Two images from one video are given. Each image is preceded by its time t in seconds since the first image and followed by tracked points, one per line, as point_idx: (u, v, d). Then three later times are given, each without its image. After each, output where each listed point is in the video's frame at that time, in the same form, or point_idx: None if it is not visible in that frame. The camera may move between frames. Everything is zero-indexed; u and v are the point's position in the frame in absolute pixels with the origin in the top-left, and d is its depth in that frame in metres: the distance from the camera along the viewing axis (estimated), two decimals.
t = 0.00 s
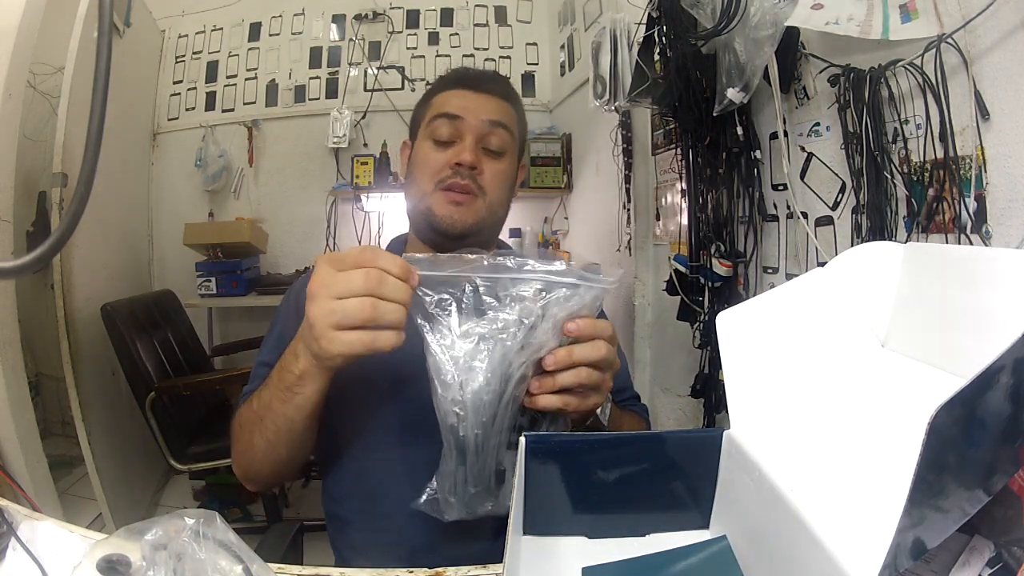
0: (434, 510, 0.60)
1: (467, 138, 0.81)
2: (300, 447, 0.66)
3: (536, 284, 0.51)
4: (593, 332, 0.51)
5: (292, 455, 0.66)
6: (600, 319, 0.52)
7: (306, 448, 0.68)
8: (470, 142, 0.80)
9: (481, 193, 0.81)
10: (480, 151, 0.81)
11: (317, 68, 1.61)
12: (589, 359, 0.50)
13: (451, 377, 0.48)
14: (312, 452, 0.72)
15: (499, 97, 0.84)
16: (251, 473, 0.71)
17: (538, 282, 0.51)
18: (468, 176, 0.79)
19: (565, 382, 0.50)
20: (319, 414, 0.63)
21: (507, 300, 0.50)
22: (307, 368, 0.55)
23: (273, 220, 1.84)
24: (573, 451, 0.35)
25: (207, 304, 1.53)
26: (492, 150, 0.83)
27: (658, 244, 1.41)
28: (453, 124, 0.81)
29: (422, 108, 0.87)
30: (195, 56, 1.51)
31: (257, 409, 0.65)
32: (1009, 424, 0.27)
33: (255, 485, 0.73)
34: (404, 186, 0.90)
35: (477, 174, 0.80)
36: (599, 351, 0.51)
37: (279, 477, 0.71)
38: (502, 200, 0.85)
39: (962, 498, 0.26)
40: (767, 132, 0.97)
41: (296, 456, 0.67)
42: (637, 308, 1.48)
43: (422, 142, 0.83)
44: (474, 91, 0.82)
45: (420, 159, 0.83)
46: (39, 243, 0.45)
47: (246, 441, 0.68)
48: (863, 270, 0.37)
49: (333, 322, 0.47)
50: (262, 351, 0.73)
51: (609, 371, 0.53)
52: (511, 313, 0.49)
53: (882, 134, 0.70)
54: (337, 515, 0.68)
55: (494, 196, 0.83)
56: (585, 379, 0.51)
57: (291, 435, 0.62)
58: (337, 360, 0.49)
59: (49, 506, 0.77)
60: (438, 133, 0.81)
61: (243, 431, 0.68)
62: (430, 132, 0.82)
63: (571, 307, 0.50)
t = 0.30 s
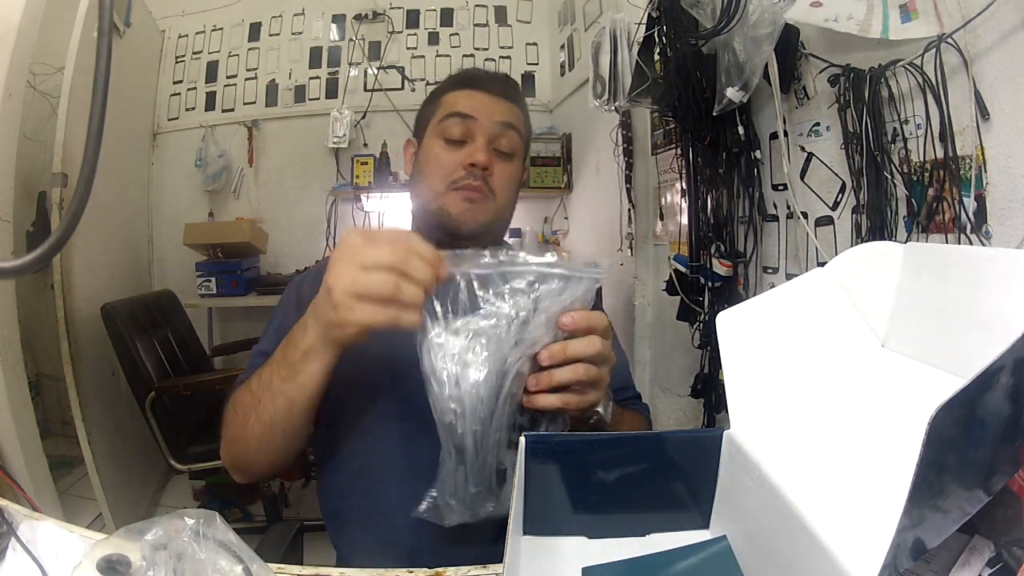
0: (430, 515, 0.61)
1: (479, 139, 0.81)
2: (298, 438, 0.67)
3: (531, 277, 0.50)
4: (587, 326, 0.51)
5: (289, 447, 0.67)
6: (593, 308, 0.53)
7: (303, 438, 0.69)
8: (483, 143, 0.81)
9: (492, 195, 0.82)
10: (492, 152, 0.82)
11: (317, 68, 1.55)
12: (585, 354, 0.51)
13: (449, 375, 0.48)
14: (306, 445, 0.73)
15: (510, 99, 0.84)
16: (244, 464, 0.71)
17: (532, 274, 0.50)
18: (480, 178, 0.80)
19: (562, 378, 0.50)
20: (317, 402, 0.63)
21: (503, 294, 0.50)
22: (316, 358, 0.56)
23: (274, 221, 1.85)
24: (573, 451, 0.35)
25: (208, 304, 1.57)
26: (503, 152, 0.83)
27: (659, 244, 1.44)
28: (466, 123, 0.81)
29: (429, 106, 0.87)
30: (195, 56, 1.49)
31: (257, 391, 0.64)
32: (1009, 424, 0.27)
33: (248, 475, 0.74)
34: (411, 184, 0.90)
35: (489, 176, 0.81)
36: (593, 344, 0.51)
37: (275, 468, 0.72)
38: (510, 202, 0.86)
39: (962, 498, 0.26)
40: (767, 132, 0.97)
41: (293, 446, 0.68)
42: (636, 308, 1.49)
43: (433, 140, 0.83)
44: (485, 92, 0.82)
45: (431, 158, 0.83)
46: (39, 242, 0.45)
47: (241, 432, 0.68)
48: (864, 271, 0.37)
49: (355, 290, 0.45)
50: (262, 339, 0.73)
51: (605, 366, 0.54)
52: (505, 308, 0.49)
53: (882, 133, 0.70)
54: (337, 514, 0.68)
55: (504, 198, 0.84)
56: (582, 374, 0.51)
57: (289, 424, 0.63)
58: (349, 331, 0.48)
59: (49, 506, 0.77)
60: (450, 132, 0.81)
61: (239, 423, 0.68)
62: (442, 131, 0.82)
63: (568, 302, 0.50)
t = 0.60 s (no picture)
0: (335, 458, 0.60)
1: (492, 139, 0.81)
2: (285, 406, 0.68)
3: (530, 251, 0.56)
4: (604, 299, 0.55)
5: (276, 418, 0.68)
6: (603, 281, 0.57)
7: (293, 415, 0.70)
8: (497, 143, 0.81)
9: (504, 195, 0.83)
10: (505, 153, 0.83)
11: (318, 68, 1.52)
12: (605, 322, 0.55)
13: (419, 302, 0.54)
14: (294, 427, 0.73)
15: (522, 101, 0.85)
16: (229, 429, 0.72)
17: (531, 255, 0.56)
18: (495, 178, 0.81)
19: (585, 345, 0.54)
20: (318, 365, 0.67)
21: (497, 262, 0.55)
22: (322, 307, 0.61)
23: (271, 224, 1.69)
24: (573, 451, 0.35)
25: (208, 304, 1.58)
26: (516, 154, 0.84)
27: (658, 245, 1.54)
28: (480, 123, 0.81)
29: (439, 102, 0.87)
30: (195, 56, 1.54)
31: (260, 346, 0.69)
32: (1009, 424, 0.27)
33: (235, 452, 0.75)
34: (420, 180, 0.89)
35: (503, 177, 0.82)
36: (613, 314, 0.55)
37: (263, 448, 0.73)
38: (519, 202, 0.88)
39: (961, 498, 0.26)
40: (767, 133, 0.97)
41: (279, 418, 0.69)
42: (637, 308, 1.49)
43: (445, 137, 0.83)
44: (497, 94, 0.83)
45: (443, 155, 0.82)
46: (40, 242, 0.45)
47: (234, 389, 0.70)
48: (866, 270, 0.37)
49: (364, 216, 0.52)
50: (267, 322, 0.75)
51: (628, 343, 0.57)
52: (495, 272, 0.53)
53: (882, 133, 0.70)
54: (336, 514, 0.68)
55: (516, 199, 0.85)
56: (606, 342, 0.55)
57: (285, 383, 0.66)
58: (361, 257, 0.55)
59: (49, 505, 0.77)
60: (464, 131, 0.81)
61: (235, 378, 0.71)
62: (455, 129, 0.82)
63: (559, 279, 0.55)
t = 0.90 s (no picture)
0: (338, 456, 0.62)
1: (496, 138, 0.82)
2: (282, 412, 0.68)
3: (510, 248, 0.59)
4: (605, 263, 0.55)
5: (273, 424, 0.69)
6: (604, 255, 0.56)
7: (290, 419, 0.70)
8: (501, 142, 0.82)
9: (507, 193, 0.83)
10: (509, 152, 0.82)
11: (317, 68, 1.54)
12: (601, 288, 0.54)
13: (405, 309, 0.56)
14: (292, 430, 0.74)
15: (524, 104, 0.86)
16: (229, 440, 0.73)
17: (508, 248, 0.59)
18: (498, 175, 0.80)
19: (572, 305, 0.54)
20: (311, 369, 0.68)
21: (479, 264, 0.58)
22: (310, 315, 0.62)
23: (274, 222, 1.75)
24: (573, 451, 0.35)
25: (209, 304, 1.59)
26: (519, 153, 0.84)
27: (658, 245, 1.52)
28: (484, 122, 0.81)
29: (442, 103, 0.87)
30: (195, 56, 1.52)
31: (249, 356, 0.69)
32: (1009, 425, 0.27)
33: (237, 459, 0.75)
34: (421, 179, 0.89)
35: (506, 175, 0.82)
36: (611, 280, 0.55)
37: (263, 452, 0.73)
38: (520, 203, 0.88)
39: (962, 498, 0.26)
40: (767, 133, 0.97)
41: (277, 424, 0.69)
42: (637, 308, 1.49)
43: (449, 135, 0.82)
44: (501, 96, 0.84)
45: (446, 153, 0.82)
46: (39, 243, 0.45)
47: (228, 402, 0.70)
48: (864, 269, 0.37)
49: (343, 223, 0.51)
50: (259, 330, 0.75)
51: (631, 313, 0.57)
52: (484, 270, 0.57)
53: (882, 134, 0.70)
54: (336, 514, 0.69)
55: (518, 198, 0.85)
56: (594, 303, 0.54)
57: (278, 391, 0.66)
58: (345, 263, 0.55)
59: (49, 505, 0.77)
60: (468, 130, 0.81)
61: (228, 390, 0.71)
62: (459, 127, 0.81)
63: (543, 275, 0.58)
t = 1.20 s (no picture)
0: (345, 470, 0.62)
1: (494, 139, 0.81)
2: (284, 418, 0.68)
3: (502, 251, 0.59)
4: (605, 254, 0.56)
5: (276, 430, 0.69)
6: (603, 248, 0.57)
7: (291, 426, 0.70)
8: (498, 143, 0.82)
9: (504, 194, 0.83)
10: (507, 152, 0.82)
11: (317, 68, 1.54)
12: (601, 278, 0.55)
13: (405, 317, 0.56)
14: (295, 435, 0.74)
15: (524, 103, 0.85)
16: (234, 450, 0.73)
17: (504, 254, 0.59)
18: (495, 177, 0.81)
19: (572, 294, 0.54)
20: (311, 376, 0.68)
21: (473, 269, 0.58)
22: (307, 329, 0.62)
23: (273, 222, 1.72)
24: (573, 451, 0.35)
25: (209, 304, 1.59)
26: (517, 153, 0.84)
27: (658, 244, 1.53)
28: (481, 123, 0.81)
29: (441, 101, 0.86)
30: (195, 56, 1.52)
31: (248, 367, 0.69)
32: (1009, 425, 0.27)
33: (240, 466, 0.75)
34: (421, 179, 0.90)
35: (503, 177, 0.82)
36: (610, 271, 0.55)
37: (268, 457, 0.74)
38: (519, 202, 0.88)
39: (962, 498, 0.26)
40: (767, 133, 0.97)
41: (281, 431, 0.70)
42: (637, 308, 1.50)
43: (446, 137, 0.83)
44: (500, 94, 0.83)
45: (444, 155, 0.83)
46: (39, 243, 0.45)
47: (230, 413, 0.71)
48: (864, 269, 0.37)
49: (333, 242, 0.52)
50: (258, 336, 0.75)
51: (631, 304, 0.58)
52: (480, 273, 0.57)
53: (882, 133, 0.70)
54: (337, 514, 0.69)
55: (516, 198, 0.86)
56: (595, 293, 0.55)
57: (278, 400, 0.66)
58: (338, 279, 0.55)
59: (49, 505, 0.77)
60: (465, 130, 0.81)
61: (229, 401, 0.71)
62: (457, 128, 0.82)
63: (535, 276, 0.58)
